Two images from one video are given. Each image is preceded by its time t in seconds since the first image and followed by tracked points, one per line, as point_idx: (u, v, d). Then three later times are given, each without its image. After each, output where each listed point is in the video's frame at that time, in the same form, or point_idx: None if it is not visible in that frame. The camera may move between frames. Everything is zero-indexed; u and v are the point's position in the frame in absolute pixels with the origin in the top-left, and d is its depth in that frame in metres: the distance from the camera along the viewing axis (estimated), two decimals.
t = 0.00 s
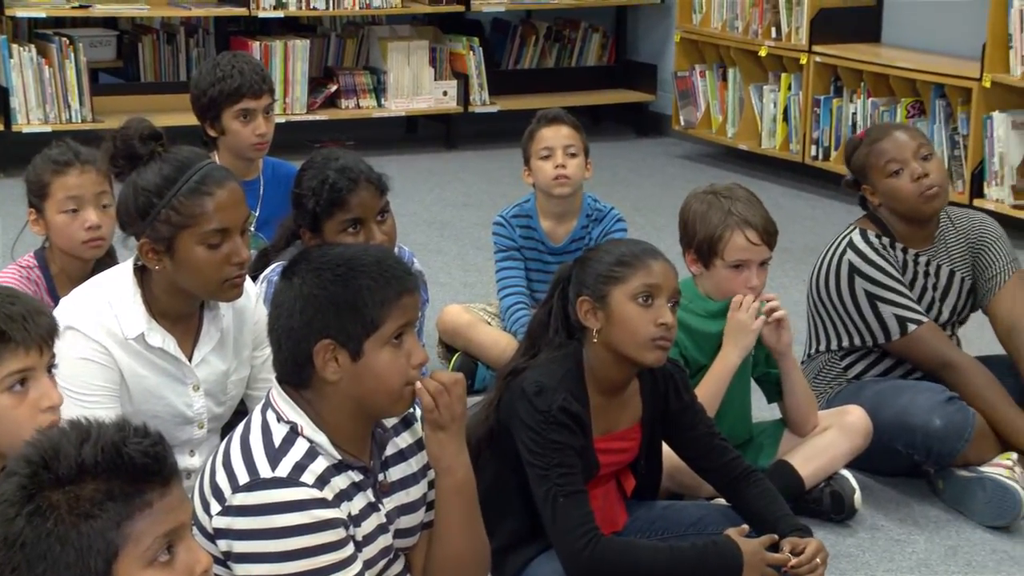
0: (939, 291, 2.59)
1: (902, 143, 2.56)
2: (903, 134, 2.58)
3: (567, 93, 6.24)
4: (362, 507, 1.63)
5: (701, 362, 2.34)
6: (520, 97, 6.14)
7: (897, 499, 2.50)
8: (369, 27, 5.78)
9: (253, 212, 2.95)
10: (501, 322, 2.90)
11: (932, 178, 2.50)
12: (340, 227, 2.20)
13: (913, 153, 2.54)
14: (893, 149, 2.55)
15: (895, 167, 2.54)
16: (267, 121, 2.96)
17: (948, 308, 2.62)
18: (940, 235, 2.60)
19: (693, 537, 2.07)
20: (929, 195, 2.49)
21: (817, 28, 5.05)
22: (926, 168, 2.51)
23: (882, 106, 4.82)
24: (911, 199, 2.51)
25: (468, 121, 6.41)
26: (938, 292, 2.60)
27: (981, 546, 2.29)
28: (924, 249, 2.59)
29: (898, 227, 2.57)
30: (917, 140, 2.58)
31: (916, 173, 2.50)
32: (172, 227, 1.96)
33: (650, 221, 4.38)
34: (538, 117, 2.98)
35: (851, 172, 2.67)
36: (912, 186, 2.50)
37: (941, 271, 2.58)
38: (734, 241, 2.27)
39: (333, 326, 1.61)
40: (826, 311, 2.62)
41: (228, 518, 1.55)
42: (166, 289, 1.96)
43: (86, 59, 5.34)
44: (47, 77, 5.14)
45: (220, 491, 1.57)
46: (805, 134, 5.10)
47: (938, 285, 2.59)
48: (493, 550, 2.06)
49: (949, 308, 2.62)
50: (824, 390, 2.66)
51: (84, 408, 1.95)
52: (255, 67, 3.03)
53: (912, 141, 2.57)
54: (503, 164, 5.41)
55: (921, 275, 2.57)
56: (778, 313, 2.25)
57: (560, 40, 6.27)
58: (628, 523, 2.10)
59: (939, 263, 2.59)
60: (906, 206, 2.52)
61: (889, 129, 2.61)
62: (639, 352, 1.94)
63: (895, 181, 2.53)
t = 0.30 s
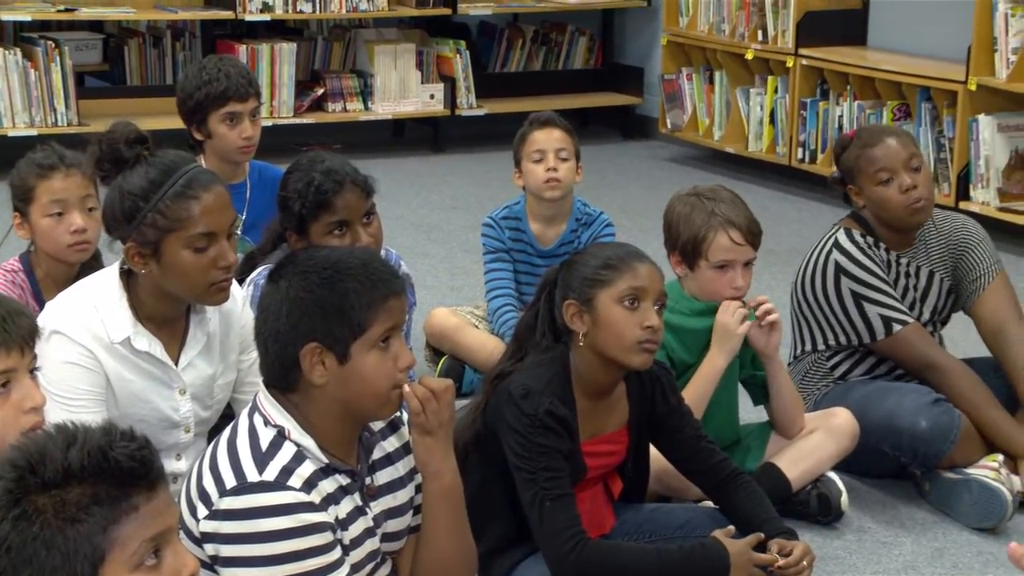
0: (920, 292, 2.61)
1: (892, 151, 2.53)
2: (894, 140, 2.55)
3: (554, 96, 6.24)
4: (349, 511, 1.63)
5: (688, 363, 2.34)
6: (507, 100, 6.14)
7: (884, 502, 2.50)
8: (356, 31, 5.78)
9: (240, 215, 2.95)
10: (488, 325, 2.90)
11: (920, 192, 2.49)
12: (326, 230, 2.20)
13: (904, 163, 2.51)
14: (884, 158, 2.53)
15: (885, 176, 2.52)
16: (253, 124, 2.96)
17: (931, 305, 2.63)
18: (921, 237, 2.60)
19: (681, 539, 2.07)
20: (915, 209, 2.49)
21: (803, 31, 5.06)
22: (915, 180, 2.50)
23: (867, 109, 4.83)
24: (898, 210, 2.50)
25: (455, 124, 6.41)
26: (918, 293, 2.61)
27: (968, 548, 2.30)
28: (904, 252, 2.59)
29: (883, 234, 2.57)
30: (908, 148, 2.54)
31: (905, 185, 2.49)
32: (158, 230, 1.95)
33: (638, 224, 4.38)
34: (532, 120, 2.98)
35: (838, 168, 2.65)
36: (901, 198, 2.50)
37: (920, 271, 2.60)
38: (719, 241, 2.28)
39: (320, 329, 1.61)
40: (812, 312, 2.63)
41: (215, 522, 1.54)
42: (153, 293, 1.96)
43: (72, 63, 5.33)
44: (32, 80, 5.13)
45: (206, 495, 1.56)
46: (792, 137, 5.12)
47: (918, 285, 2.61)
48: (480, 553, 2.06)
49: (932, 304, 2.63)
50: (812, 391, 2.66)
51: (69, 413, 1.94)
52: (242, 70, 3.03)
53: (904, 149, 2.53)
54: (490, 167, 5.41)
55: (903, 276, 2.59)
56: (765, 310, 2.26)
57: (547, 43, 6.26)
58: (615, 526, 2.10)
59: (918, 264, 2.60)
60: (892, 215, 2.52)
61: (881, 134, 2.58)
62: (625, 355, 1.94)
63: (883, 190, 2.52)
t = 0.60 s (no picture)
0: (899, 291, 2.62)
1: (878, 158, 2.53)
2: (881, 146, 2.55)
3: (540, 98, 6.25)
4: (337, 514, 1.62)
5: (674, 363, 2.33)
6: (495, 103, 6.14)
7: (871, 504, 2.51)
8: (343, 34, 5.78)
9: (227, 219, 2.95)
10: (475, 328, 2.90)
11: (902, 202, 2.50)
12: (313, 233, 2.20)
13: (889, 171, 2.52)
14: (870, 164, 2.53)
15: (869, 182, 2.53)
16: (240, 128, 2.96)
17: (911, 302, 2.63)
18: (902, 239, 2.60)
19: (668, 541, 2.07)
20: (896, 216, 2.51)
21: (789, 34, 5.07)
22: (899, 189, 2.51)
23: (854, 112, 4.83)
24: (878, 215, 2.52)
25: (442, 127, 6.41)
26: (897, 293, 2.62)
27: (954, 550, 2.31)
28: (884, 251, 2.61)
29: (867, 238, 2.59)
30: (895, 155, 2.54)
31: (888, 193, 2.50)
32: (144, 234, 1.95)
33: (626, 227, 4.38)
34: (524, 123, 2.98)
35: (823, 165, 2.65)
36: (882, 205, 2.51)
37: (898, 271, 2.61)
38: (712, 250, 2.28)
39: (307, 333, 1.60)
40: (798, 312, 2.63)
41: (202, 526, 1.54)
42: (139, 297, 1.96)
43: (58, 66, 5.33)
44: (18, 83, 5.12)
45: (194, 499, 1.56)
46: (778, 140, 5.13)
47: (897, 285, 2.61)
48: (468, 557, 2.06)
49: (911, 301, 2.63)
50: (798, 393, 2.66)
51: (56, 418, 1.94)
52: (229, 73, 3.03)
53: (890, 157, 2.53)
54: (478, 170, 5.41)
55: (884, 275, 2.59)
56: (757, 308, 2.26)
57: (534, 46, 6.27)
58: (604, 529, 2.10)
59: (897, 263, 2.61)
60: (872, 220, 2.53)
61: (869, 139, 2.57)
62: (612, 359, 1.94)
63: (865, 195, 2.53)
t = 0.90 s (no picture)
0: (875, 288, 2.63)
1: (847, 156, 2.55)
2: (848, 146, 2.57)
3: (526, 102, 6.26)
4: (321, 518, 1.62)
5: (660, 366, 2.32)
6: (480, 106, 6.13)
7: (856, 507, 2.51)
8: (328, 37, 5.78)
9: (211, 223, 2.94)
10: (461, 331, 2.91)
11: (872, 198, 2.52)
12: (297, 237, 2.19)
13: (858, 169, 2.53)
14: (839, 162, 2.54)
15: (837, 180, 2.54)
16: (224, 132, 2.95)
17: (886, 301, 2.64)
18: (876, 237, 2.62)
19: (653, 545, 2.07)
20: (867, 214, 2.52)
21: (773, 37, 5.09)
22: (869, 186, 2.52)
23: (839, 114, 4.84)
24: (847, 213, 2.53)
25: (427, 131, 6.41)
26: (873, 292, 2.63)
27: (938, 553, 2.31)
28: (859, 251, 2.62)
29: (845, 243, 2.60)
30: (863, 154, 2.56)
31: (858, 190, 2.51)
32: (128, 237, 1.95)
33: (611, 230, 4.39)
34: (507, 125, 2.98)
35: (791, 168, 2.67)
36: (851, 202, 2.52)
37: (874, 270, 2.62)
38: (700, 252, 2.28)
39: (291, 336, 1.60)
40: (776, 311, 2.65)
41: (187, 531, 1.54)
42: (124, 301, 1.95)
43: (42, 70, 5.32)
44: (2, 87, 5.12)
45: (178, 504, 1.56)
46: (763, 143, 5.14)
47: (873, 284, 2.62)
48: (455, 561, 2.06)
49: (886, 299, 2.64)
50: (780, 395, 2.67)
51: (39, 422, 1.93)
52: (213, 77, 3.02)
53: (858, 155, 2.55)
54: (464, 173, 5.41)
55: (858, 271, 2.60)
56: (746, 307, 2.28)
57: (519, 50, 6.28)
58: (588, 532, 2.10)
59: (872, 263, 2.62)
60: (841, 218, 2.54)
61: (836, 139, 2.59)
62: (596, 362, 1.95)
63: (834, 193, 2.54)
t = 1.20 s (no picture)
0: (859, 289, 2.63)
1: (826, 158, 2.58)
2: (827, 148, 2.60)
3: (510, 105, 6.26)
4: (306, 522, 1.62)
5: (644, 367, 2.32)
6: (464, 109, 6.14)
7: (840, 510, 2.52)
8: (311, 41, 5.77)
9: (195, 227, 2.94)
10: (444, 334, 2.91)
11: (854, 197, 2.53)
12: (280, 241, 2.19)
13: (839, 169, 2.56)
14: (819, 163, 2.57)
15: (819, 180, 2.56)
16: (207, 135, 2.95)
17: (870, 302, 2.64)
18: (858, 239, 2.62)
19: (638, 548, 2.07)
20: (849, 213, 2.53)
21: (757, 41, 5.10)
22: (849, 186, 2.54)
23: (822, 118, 4.86)
24: (830, 213, 2.54)
25: (411, 134, 6.41)
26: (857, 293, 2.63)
27: (922, 555, 2.32)
28: (841, 254, 2.62)
29: (827, 244, 2.60)
30: (842, 155, 2.59)
31: (839, 190, 2.53)
32: (111, 241, 1.94)
33: (595, 233, 4.39)
34: (486, 129, 2.97)
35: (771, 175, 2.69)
36: (834, 201, 2.53)
37: (857, 272, 2.62)
38: (682, 252, 2.28)
39: (275, 340, 1.59)
40: (760, 313, 2.65)
41: (170, 536, 1.54)
42: (108, 305, 1.95)
43: (25, 74, 5.31)
44: None
45: (161, 508, 1.55)
46: (747, 146, 5.16)
47: (857, 285, 2.62)
48: (439, 565, 2.05)
49: (871, 300, 2.64)
50: (764, 397, 2.67)
51: (22, 427, 1.93)
52: (194, 80, 3.02)
53: (838, 156, 2.58)
54: (448, 177, 5.41)
55: (841, 272, 2.60)
56: (729, 308, 2.27)
57: (503, 53, 6.28)
58: (573, 535, 2.10)
59: (856, 265, 2.62)
60: (825, 219, 2.55)
61: (815, 141, 2.62)
62: (580, 365, 1.95)
63: (817, 193, 2.56)
